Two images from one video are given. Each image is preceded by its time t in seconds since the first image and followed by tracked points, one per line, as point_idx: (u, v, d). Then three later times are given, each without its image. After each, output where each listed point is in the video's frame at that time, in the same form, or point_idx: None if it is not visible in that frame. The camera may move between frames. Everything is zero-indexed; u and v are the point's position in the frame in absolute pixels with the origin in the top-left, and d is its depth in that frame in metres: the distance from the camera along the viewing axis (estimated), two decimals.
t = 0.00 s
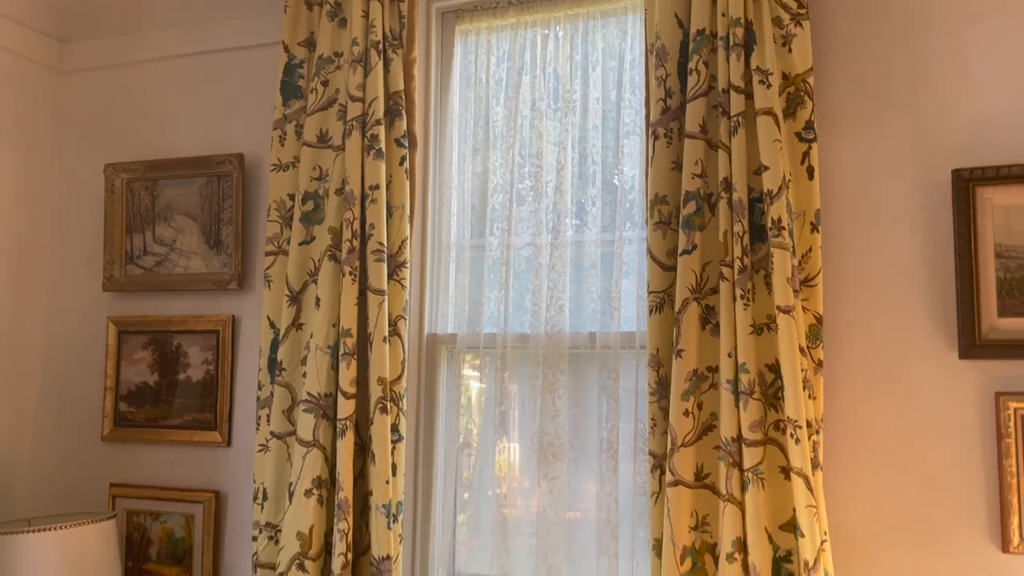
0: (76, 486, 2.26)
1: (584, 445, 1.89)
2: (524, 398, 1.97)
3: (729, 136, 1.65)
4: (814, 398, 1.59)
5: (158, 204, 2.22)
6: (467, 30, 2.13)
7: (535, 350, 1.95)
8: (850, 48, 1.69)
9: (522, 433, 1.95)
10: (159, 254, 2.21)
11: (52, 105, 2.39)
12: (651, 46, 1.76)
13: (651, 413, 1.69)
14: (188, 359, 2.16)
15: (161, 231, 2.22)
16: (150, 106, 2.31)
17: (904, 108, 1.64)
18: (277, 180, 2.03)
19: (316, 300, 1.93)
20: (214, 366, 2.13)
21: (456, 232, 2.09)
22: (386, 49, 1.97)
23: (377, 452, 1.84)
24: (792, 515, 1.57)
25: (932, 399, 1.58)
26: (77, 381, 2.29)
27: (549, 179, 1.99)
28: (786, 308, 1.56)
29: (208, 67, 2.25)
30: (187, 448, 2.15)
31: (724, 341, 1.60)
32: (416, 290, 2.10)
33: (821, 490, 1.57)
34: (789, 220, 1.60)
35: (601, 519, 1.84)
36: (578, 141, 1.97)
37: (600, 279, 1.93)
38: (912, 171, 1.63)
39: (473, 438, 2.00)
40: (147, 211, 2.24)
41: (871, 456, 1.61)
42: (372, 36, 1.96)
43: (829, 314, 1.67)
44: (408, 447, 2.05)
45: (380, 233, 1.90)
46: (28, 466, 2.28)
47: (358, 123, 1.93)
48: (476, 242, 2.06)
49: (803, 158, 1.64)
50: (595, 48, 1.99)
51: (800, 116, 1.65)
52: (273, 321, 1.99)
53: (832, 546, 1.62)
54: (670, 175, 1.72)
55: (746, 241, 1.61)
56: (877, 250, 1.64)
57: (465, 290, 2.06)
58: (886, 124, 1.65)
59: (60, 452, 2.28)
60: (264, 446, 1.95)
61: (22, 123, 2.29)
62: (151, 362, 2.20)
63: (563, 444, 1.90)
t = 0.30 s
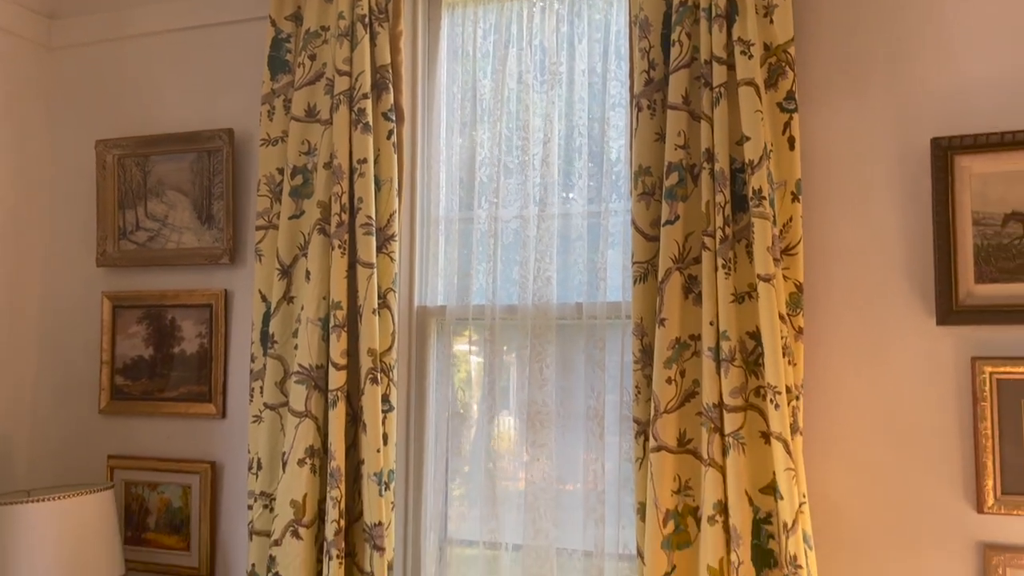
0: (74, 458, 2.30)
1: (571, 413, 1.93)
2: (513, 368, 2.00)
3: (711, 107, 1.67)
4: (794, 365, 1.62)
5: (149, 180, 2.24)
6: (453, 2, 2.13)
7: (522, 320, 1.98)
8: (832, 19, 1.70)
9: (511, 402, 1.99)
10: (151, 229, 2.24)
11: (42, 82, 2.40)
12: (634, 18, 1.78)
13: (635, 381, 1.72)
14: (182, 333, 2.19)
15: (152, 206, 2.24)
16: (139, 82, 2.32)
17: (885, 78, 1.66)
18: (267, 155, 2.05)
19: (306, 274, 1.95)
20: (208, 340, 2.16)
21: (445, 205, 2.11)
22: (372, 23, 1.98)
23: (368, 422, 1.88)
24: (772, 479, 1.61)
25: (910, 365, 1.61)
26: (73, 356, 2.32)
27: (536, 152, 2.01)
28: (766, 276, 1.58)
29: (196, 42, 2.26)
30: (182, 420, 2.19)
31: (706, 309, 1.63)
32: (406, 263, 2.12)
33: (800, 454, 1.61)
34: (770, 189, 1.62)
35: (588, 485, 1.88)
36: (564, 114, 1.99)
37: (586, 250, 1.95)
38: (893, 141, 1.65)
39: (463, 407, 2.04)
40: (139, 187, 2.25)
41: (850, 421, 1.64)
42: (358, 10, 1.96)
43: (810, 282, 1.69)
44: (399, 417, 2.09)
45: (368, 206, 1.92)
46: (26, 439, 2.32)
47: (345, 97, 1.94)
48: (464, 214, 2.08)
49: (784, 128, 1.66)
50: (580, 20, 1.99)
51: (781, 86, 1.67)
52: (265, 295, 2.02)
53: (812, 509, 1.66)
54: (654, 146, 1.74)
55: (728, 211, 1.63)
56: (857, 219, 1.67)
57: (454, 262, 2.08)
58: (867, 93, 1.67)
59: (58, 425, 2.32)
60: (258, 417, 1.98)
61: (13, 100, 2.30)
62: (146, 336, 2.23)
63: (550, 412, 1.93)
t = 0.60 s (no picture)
0: (75, 428, 2.33)
1: (564, 380, 1.95)
2: (506, 336, 2.02)
3: (701, 73, 1.67)
4: (783, 329, 1.64)
5: (143, 152, 2.25)
6: None
7: (516, 289, 2.00)
8: None
9: (505, 370, 2.01)
10: (146, 201, 2.25)
11: (34, 55, 2.39)
12: None
13: (626, 347, 1.74)
14: (179, 304, 2.21)
15: (147, 178, 2.24)
16: (131, 54, 2.31)
17: (875, 43, 1.66)
18: (259, 126, 2.05)
19: (300, 244, 1.97)
20: (205, 311, 2.18)
21: (438, 175, 2.12)
22: None
23: (363, 390, 1.90)
24: (761, 441, 1.63)
25: (897, 328, 1.63)
26: (72, 328, 2.34)
27: (528, 121, 2.01)
28: (755, 242, 1.59)
29: (188, 13, 2.25)
30: (181, 390, 2.22)
31: (696, 275, 1.65)
32: (400, 234, 2.14)
33: (789, 416, 1.63)
34: (759, 155, 1.62)
35: (581, 451, 1.91)
36: (556, 82, 1.99)
37: (578, 218, 1.96)
38: (882, 106, 1.66)
39: (458, 375, 2.06)
40: (133, 159, 2.26)
41: (837, 384, 1.67)
42: None
43: (800, 248, 1.71)
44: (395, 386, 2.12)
45: (360, 176, 1.93)
46: (28, 411, 2.35)
47: (336, 67, 1.94)
48: (457, 184, 2.09)
49: (773, 94, 1.66)
50: None
51: (771, 52, 1.67)
52: (260, 266, 2.03)
53: (800, 471, 1.69)
54: (644, 113, 1.74)
55: (717, 177, 1.64)
56: (845, 184, 1.68)
57: (448, 232, 2.10)
58: (857, 59, 1.67)
59: (57, 397, 2.35)
60: (255, 386, 2.01)
61: (5, 73, 2.30)
62: (143, 308, 2.25)
63: (544, 379, 1.96)
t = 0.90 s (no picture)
0: (78, 399, 2.35)
1: (564, 346, 1.97)
2: (507, 304, 2.03)
3: (700, 37, 1.66)
4: (781, 293, 1.65)
5: (140, 122, 2.24)
6: None
7: (515, 257, 2.00)
8: None
9: (506, 337, 2.03)
10: (144, 172, 2.24)
11: (27, 24, 2.37)
12: None
13: (626, 312, 1.76)
14: (179, 274, 2.22)
15: (145, 149, 2.24)
16: (126, 23, 2.30)
17: (874, 5, 1.65)
18: (257, 94, 2.04)
19: (300, 213, 1.97)
20: (205, 280, 2.18)
21: (437, 144, 2.11)
22: None
23: (365, 357, 1.91)
24: (759, 403, 1.65)
25: (894, 291, 1.64)
26: (72, 299, 2.35)
27: (526, 87, 2.01)
28: (754, 206, 1.60)
29: None
30: (184, 360, 2.23)
31: (695, 240, 1.66)
32: (400, 203, 2.15)
33: (787, 379, 1.65)
34: (758, 119, 1.62)
35: (581, 416, 1.93)
36: (554, 47, 1.98)
37: (577, 185, 1.96)
38: (880, 69, 1.65)
39: (459, 342, 2.07)
40: (130, 129, 2.25)
41: (835, 347, 1.69)
42: None
43: (798, 212, 1.71)
44: (397, 354, 2.14)
45: (359, 144, 1.93)
46: (32, 382, 2.36)
47: (334, 34, 1.93)
48: (456, 152, 2.08)
49: (772, 58, 1.66)
50: None
51: (770, 15, 1.66)
52: (260, 235, 2.04)
53: (798, 433, 1.71)
54: (643, 78, 1.74)
55: (716, 142, 1.64)
56: (843, 149, 1.68)
57: (447, 200, 2.10)
58: (855, 22, 1.67)
59: (59, 368, 2.36)
60: (258, 355, 2.02)
61: None
62: (144, 279, 2.25)
63: (544, 345, 1.97)
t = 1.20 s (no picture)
0: (84, 372, 2.36)
1: (567, 315, 1.99)
2: (511, 273, 2.04)
3: (703, 4, 1.66)
4: (784, 260, 1.67)
5: (140, 94, 2.23)
6: None
7: (518, 228, 2.02)
8: None
9: (509, 307, 2.04)
10: (146, 144, 2.24)
11: None
12: None
13: (630, 281, 1.78)
14: (183, 247, 2.22)
15: (146, 121, 2.23)
16: None
17: None
18: (258, 65, 2.04)
19: (304, 184, 1.98)
20: (209, 252, 2.19)
21: (439, 115, 2.11)
22: None
23: (371, 328, 1.93)
24: (762, 369, 1.68)
25: (896, 258, 1.66)
26: (75, 273, 2.35)
27: (528, 57, 2.00)
28: (757, 173, 1.61)
29: None
30: (189, 332, 2.24)
31: (699, 208, 1.67)
32: (402, 175, 2.16)
33: (789, 344, 1.67)
34: (762, 87, 1.63)
35: (585, 383, 1.95)
36: (556, 17, 1.97)
37: (580, 154, 1.97)
38: (883, 37, 1.66)
39: (463, 312, 2.09)
40: (130, 101, 2.24)
41: (837, 313, 1.71)
42: None
43: (801, 180, 1.73)
44: (401, 325, 2.15)
45: (362, 115, 1.93)
46: (37, 355, 2.37)
47: (335, 5, 1.93)
48: (458, 123, 2.08)
49: (776, 25, 1.66)
50: None
51: None
52: (264, 207, 2.05)
53: (800, 398, 1.74)
54: (647, 46, 1.74)
55: (720, 110, 1.65)
56: (846, 117, 1.69)
57: (450, 172, 2.10)
58: None
59: (64, 341, 2.37)
60: (264, 326, 2.04)
61: None
62: (147, 251, 2.26)
63: (548, 315, 1.99)
